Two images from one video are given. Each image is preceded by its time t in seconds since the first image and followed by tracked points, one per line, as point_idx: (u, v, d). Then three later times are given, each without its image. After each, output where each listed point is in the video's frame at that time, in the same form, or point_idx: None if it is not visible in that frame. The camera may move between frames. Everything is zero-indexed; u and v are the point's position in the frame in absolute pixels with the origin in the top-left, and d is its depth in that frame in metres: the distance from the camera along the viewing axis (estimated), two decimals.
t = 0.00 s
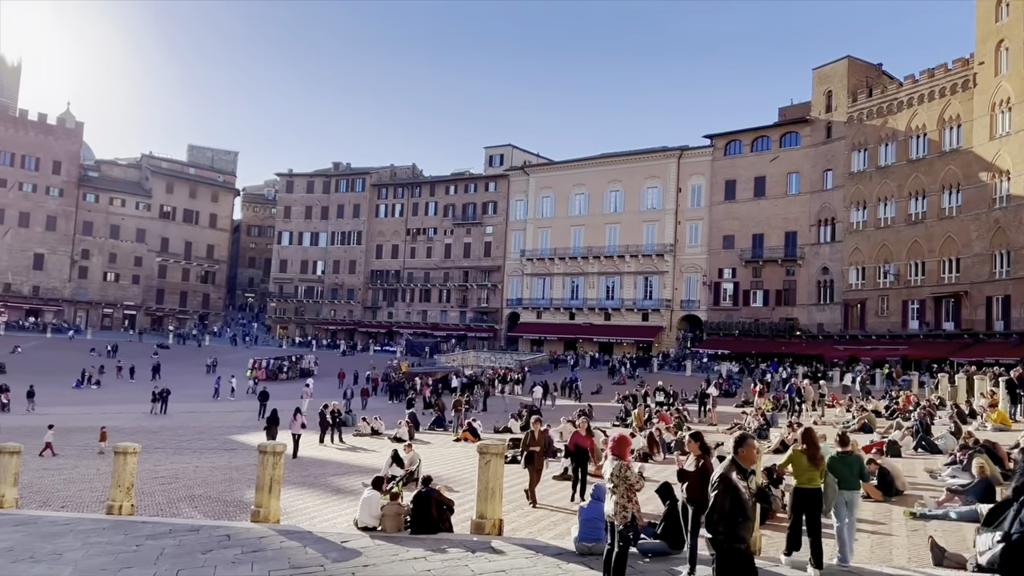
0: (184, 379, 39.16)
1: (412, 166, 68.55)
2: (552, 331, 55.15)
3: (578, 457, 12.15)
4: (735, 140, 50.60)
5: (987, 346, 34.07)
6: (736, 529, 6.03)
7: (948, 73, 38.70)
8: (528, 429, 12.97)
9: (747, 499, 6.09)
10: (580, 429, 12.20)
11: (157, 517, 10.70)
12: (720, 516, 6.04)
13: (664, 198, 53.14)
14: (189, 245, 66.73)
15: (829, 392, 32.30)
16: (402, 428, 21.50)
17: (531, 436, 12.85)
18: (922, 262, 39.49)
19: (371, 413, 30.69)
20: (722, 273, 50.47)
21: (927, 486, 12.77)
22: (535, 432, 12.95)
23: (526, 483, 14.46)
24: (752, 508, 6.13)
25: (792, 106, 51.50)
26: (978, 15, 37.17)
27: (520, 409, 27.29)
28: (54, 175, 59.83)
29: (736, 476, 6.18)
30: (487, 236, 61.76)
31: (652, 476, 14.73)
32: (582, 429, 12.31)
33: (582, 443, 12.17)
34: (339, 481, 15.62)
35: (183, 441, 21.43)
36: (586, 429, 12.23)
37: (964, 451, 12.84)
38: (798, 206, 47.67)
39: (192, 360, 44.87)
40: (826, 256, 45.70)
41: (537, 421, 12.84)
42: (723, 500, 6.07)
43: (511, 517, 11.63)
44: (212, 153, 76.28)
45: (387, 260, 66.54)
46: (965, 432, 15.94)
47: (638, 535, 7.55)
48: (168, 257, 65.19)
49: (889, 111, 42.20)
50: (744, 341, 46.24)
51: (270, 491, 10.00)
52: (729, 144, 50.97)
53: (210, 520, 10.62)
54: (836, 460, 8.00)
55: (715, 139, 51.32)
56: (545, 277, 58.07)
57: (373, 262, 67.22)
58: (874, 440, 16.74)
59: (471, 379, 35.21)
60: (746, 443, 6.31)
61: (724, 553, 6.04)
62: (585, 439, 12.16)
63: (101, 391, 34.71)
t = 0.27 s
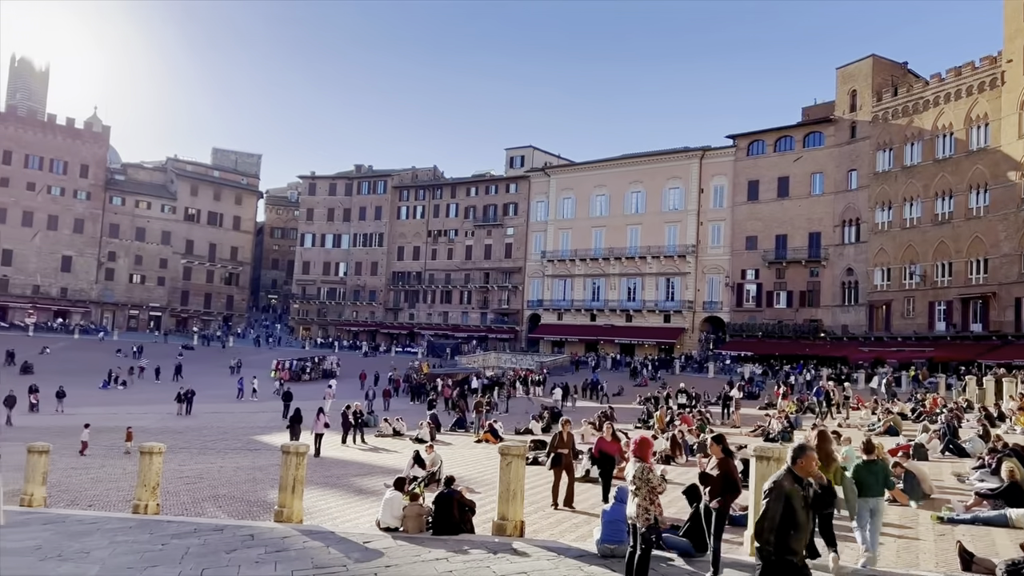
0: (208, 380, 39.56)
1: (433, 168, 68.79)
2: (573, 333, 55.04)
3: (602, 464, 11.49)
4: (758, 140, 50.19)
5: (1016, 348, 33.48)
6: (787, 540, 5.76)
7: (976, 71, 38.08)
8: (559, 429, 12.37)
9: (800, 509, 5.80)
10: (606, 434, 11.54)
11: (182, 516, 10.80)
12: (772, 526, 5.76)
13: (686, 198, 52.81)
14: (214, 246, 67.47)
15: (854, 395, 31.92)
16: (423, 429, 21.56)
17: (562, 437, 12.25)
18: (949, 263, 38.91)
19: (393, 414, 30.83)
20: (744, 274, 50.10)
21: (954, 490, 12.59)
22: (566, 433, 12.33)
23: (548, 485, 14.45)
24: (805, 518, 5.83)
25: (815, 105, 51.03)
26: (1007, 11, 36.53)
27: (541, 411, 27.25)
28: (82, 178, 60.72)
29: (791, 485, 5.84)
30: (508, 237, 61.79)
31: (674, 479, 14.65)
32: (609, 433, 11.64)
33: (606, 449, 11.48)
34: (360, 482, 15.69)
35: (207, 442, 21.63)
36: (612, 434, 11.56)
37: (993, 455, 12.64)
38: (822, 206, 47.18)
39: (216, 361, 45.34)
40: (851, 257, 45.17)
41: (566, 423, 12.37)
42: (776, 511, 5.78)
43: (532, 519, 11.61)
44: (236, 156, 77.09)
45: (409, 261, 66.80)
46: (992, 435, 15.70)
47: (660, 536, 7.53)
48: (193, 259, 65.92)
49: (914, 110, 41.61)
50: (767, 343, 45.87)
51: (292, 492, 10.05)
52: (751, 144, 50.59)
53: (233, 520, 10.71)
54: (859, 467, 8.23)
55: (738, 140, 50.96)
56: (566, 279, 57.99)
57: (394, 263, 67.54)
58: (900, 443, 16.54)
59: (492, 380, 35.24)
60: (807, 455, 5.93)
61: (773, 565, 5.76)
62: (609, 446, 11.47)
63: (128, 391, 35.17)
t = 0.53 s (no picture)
0: (232, 381, 39.94)
1: (453, 170, 68.96)
2: (594, 335, 54.90)
3: (625, 466, 11.26)
4: (781, 140, 49.77)
5: None
6: (852, 543, 5.33)
7: (1003, 69, 37.45)
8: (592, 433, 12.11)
9: (867, 512, 5.36)
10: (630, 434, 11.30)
11: (206, 515, 10.90)
12: (834, 528, 5.35)
13: (708, 199, 52.48)
14: (237, 248, 68.14)
15: (879, 397, 31.51)
16: (444, 431, 21.60)
17: (594, 440, 12.00)
18: (976, 264, 38.32)
19: (414, 415, 30.94)
20: (767, 275, 49.68)
21: (983, 494, 12.38)
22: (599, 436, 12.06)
23: (569, 487, 14.42)
24: (875, 522, 5.37)
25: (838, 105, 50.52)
26: None
27: (562, 413, 27.19)
28: (108, 181, 61.54)
29: (859, 486, 5.39)
30: (528, 239, 61.77)
31: (696, 481, 14.55)
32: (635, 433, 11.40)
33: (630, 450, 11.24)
34: (382, 483, 15.75)
35: (230, 442, 21.81)
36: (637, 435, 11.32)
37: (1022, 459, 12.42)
38: (846, 207, 46.66)
39: (239, 362, 45.76)
40: (875, 257, 44.62)
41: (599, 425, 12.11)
42: (840, 511, 5.37)
43: (553, 521, 11.58)
44: (258, 159, 77.82)
45: (429, 263, 67.03)
46: (1021, 439, 15.44)
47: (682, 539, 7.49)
48: (216, 261, 66.61)
49: (940, 109, 40.99)
50: (790, 345, 45.48)
51: (315, 492, 10.10)
52: (773, 144, 50.17)
53: (256, 520, 10.78)
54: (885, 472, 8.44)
55: (760, 140, 50.55)
56: (586, 280, 57.86)
57: (415, 265, 67.77)
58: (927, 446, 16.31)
59: (512, 382, 35.25)
60: (881, 456, 5.41)
61: (836, 569, 5.35)
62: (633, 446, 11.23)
63: (152, 392, 35.57)
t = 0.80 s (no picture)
0: (254, 382, 40.28)
1: (473, 171, 69.07)
2: (614, 336, 54.72)
3: (648, 471, 11.21)
4: (803, 140, 49.31)
5: None
6: (916, 550, 5.37)
7: None
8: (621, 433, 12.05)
9: (932, 520, 5.36)
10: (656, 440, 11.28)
11: (228, 515, 10.98)
12: (897, 536, 5.41)
13: (729, 200, 52.11)
14: (259, 250, 68.71)
15: (905, 399, 31.09)
16: (464, 432, 21.63)
17: (623, 440, 11.93)
18: (1003, 265, 37.71)
19: (434, 416, 31.02)
20: (789, 276, 49.23)
21: (1010, 498, 12.17)
22: (628, 437, 11.98)
23: (589, 488, 14.38)
24: (941, 529, 5.37)
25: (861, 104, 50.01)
26: None
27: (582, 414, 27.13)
28: (132, 184, 62.26)
29: (922, 495, 5.38)
30: (548, 240, 61.71)
31: (717, 484, 14.45)
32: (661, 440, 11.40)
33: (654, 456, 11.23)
34: (402, 483, 15.80)
35: (252, 442, 21.99)
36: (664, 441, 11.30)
37: None
38: (869, 207, 46.12)
39: (261, 363, 46.11)
40: (899, 258, 44.05)
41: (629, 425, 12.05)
42: (901, 520, 5.40)
43: (573, 522, 11.55)
44: (280, 161, 78.46)
45: (449, 264, 67.19)
46: None
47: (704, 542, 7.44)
48: (238, 263, 67.21)
49: (965, 108, 40.35)
50: (813, 347, 45.06)
51: (336, 492, 10.14)
52: (796, 144, 49.73)
53: (277, 519, 10.86)
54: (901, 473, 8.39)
55: (782, 140, 50.13)
56: (606, 281, 57.68)
57: (435, 266, 67.96)
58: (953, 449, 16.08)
59: (532, 383, 35.23)
60: (944, 462, 5.34)
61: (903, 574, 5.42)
62: (657, 453, 11.24)
63: (176, 392, 35.93)
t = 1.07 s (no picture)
0: (274, 382, 40.57)
1: (492, 172, 69.13)
2: (633, 337, 54.54)
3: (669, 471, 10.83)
4: (824, 140, 48.85)
5: None
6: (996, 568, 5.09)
7: None
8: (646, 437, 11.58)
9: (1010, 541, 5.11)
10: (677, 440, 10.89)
11: (249, 515, 11.06)
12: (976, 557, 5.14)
13: (749, 200, 51.73)
14: (279, 251, 69.24)
15: (929, 401, 30.68)
16: (482, 432, 21.64)
17: (648, 446, 11.48)
18: None
19: (454, 416, 31.09)
20: (810, 277, 48.81)
21: None
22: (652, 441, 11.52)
23: (609, 490, 14.33)
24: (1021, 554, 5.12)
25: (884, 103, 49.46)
26: None
27: (600, 415, 27.07)
28: (155, 186, 62.95)
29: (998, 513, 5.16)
30: (566, 241, 61.62)
31: (738, 486, 14.34)
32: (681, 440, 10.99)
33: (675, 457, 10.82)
34: (420, 483, 15.82)
35: (273, 442, 22.13)
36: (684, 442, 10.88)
37: None
38: (892, 207, 45.59)
39: (282, 363, 46.42)
40: (922, 258, 43.50)
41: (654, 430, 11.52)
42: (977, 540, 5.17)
43: (592, 524, 11.50)
44: (301, 163, 79.03)
45: (468, 265, 67.31)
46: None
47: (723, 544, 7.46)
48: (259, 264, 67.78)
49: (990, 107, 39.69)
50: (835, 349, 44.69)
51: (355, 492, 10.18)
52: (817, 143, 49.27)
53: (297, 518, 10.91)
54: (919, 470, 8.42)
55: (803, 139, 49.68)
56: (626, 282, 57.49)
57: (453, 267, 68.11)
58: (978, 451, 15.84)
59: (552, 384, 35.24)
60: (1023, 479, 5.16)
61: None
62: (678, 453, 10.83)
63: (198, 392, 36.29)
